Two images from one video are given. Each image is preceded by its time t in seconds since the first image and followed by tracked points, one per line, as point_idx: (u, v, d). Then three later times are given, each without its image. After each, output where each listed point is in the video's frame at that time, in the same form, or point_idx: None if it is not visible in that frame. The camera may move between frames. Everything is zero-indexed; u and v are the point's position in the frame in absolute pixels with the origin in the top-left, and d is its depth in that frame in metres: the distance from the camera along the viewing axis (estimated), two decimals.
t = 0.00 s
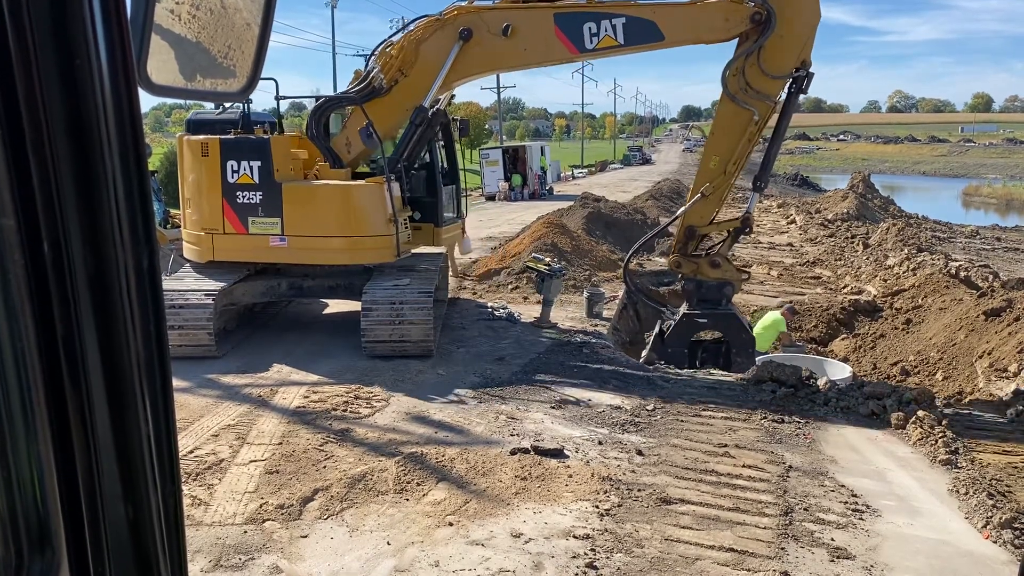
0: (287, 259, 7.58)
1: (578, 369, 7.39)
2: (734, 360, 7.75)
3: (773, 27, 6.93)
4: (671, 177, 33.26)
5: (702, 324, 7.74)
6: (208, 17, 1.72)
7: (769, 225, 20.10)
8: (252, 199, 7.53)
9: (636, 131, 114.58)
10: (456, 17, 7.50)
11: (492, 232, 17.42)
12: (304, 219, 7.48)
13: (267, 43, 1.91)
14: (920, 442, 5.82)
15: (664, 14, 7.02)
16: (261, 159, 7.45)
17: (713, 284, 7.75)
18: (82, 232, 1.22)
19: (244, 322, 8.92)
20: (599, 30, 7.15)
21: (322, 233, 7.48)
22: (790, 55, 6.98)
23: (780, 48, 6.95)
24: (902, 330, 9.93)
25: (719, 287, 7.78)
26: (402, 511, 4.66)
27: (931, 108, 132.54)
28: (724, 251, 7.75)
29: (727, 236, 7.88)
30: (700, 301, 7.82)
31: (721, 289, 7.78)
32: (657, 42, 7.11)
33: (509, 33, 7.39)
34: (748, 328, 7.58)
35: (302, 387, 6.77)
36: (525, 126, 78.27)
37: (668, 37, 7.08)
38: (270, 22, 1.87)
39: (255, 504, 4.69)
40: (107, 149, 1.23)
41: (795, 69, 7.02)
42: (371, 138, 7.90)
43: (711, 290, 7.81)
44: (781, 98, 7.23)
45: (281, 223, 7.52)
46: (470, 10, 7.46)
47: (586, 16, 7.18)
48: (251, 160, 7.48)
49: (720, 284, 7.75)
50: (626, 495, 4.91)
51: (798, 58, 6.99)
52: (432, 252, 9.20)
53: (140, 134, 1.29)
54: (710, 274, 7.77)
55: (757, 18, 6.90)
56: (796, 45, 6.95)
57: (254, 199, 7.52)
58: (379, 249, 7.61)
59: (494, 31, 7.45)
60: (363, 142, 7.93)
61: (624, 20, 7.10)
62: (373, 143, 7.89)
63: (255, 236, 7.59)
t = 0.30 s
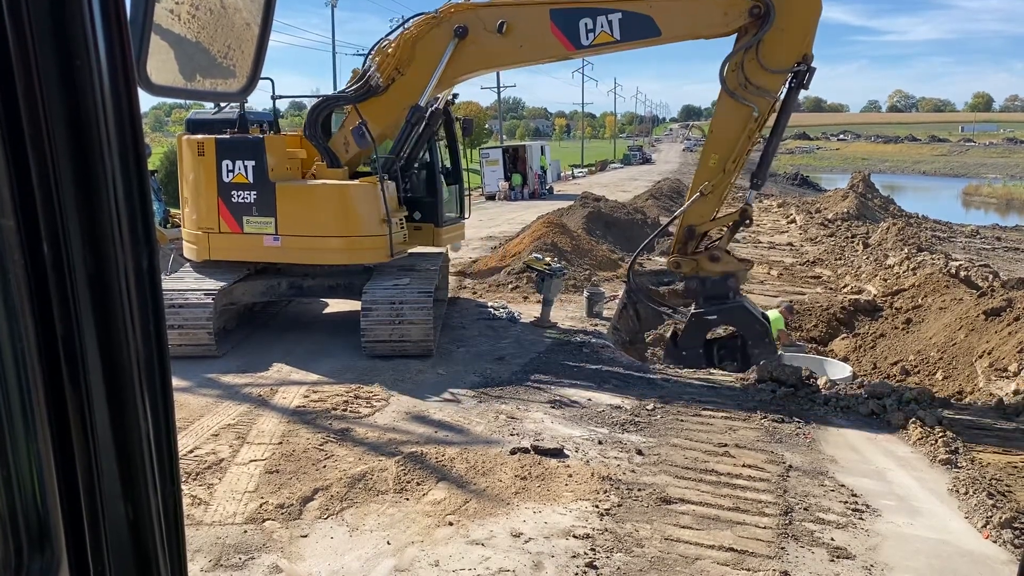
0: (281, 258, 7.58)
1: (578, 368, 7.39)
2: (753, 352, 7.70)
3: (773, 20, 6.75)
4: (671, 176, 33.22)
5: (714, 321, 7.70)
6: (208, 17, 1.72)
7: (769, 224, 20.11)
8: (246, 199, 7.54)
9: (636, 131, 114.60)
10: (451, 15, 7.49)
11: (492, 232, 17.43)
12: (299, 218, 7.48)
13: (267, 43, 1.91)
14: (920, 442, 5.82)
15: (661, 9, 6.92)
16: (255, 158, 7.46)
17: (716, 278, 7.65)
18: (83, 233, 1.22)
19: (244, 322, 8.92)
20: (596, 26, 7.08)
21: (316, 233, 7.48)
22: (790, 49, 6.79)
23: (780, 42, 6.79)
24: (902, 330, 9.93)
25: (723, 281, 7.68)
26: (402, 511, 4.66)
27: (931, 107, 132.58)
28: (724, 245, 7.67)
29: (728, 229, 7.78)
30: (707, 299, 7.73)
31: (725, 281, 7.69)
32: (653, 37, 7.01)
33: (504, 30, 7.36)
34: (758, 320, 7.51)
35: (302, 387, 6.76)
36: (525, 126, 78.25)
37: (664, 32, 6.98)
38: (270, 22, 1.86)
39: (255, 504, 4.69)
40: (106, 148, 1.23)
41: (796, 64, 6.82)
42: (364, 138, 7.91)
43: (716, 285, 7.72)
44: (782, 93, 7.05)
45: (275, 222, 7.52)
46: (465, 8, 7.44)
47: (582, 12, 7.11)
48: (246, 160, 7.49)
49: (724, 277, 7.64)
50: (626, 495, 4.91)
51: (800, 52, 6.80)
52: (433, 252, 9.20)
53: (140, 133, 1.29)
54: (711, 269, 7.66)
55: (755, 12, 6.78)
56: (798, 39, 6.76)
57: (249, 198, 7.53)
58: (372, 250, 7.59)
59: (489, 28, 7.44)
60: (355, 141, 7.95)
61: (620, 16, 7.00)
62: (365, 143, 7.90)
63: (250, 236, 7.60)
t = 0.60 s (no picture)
0: (279, 258, 7.59)
1: (578, 368, 7.39)
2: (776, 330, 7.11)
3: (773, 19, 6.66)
4: (672, 176, 33.27)
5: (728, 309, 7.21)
6: (209, 16, 1.72)
7: (769, 224, 20.13)
8: (245, 198, 7.54)
9: (636, 130, 114.60)
10: (449, 14, 7.50)
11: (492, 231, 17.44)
12: (297, 217, 7.47)
13: (267, 43, 1.91)
14: (920, 442, 5.82)
15: (660, 8, 6.90)
16: (254, 158, 7.46)
17: (719, 268, 7.25)
18: (85, 233, 1.23)
19: (244, 321, 8.92)
20: (595, 25, 7.07)
21: (314, 232, 7.48)
22: (791, 47, 6.70)
23: (781, 40, 6.70)
24: (903, 329, 9.94)
25: (727, 268, 7.27)
26: (403, 510, 4.66)
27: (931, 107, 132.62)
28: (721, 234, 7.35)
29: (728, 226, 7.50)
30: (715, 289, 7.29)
31: (728, 268, 7.27)
32: (651, 36, 6.99)
33: (503, 28, 7.37)
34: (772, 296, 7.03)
35: (303, 386, 6.76)
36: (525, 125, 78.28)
37: (663, 30, 6.95)
38: (271, 20, 1.86)
39: (255, 503, 4.69)
40: (107, 146, 1.22)
41: (796, 62, 6.71)
42: (361, 137, 7.92)
43: (721, 275, 7.30)
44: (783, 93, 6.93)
45: (274, 222, 7.52)
46: (464, 7, 7.45)
47: (582, 11, 7.10)
48: (245, 159, 7.49)
49: (727, 265, 7.24)
50: (626, 494, 4.91)
51: (800, 50, 6.69)
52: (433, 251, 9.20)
53: (142, 132, 1.29)
54: (712, 260, 7.29)
55: (755, 10, 6.74)
56: (798, 38, 6.67)
57: (247, 198, 7.53)
58: (371, 249, 7.58)
59: (488, 27, 7.44)
60: (353, 142, 7.97)
61: (619, 14, 6.98)
62: (362, 142, 7.93)
63: (248, 235, 7.60)
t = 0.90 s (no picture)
0: (279, 258, 7.59)
1: (578, 368, 7.39)
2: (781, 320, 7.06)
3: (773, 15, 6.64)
4: (673, 176, 33.28)
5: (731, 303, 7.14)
6: (209, 15, 1.72)
7: (770, 224, 20.14)
8: (245, 197, 7.54)
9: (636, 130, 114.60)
10: (448, 14, 7.50)
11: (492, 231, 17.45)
12: (296, 217, 7.48)
13: (268, 44, 1.91)
14: (920, 442, 5.82)
15: (659, 6, 6.89)
16: (254, 157, 7.46)
17: (718, 262, 7.22)
18: (86, 233, 1.23)
19: (244, 321, 8.93)
20: (594, 24, 7.06)
21: (314, 232, 7.48)
22: (790, 45, 6.69)
23: (780, 37, 6.69)
24: (903, 329, 9.95)
25: (726, 262, 7.23)
26: (403, 510, 4.66)
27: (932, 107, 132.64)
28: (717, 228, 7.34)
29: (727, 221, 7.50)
30: (717, 284, 7.25)
31: (727, 262, 7.25)
32: (651, 34, 6.98)
33: (502, 27, 7.36)
34: (773, 287, 6.96)
35: (303, 386, 6.77)
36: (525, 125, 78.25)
37: (663, 28, 6.95)
38: (272, 20, 1.87)
39: (256, 503, 4.70)
40: (107, 146, 1.23)
41: (796, 59, 6.71)
42: (360, 136, 7.92)
43: (721, 269, 7.27)
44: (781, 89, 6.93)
45: (273, 221, 7.53)
46: (464, 6, 7.45)
47: (581, 9, 7.09)
48: (245, 158, 7.49)
49: (726, 259, 7.20)
50: (627, 494, 4.91)
51: (800, 47, 6.68)
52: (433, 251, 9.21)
53: (142, 133, 1.30)
54: (709, 255, 7.26)
55: (754, 7, 6.71)
56: (798, 34, 6.65)
57: (247, 197, 7.53)
58: (371, 249, 7.58)
59: (487, 26, 7.43)
60: (353, 141, 7.98)
61: (618, 12, 6.97)
62: (361, 141, 7.93)
63: (248, 235, 7.61)
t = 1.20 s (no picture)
0: (279, 258, 7.60)
1: (579, 368, 7.39)
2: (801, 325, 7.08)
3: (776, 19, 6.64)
4: (673, 176, 33.26)
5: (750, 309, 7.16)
6: (212, 15, 1.72)
7: (770, 224, 20.13)
8: (245, 197, 7.55)
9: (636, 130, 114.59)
10: (450, 14, 7.50)
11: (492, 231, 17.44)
12: (296, 217, 7.48)
13: (268, 42, 1.91)
14: (920, 442, 5.82)
15: (661, 9, 6.90)
16: (254, 157, 7.46)
17: (733, 269, 7.22)
18: (88, 233, 1.23)
19: (244, 320, 8.93)
20: (596, 26, 7.07)
21: (314, 232, 7.48)
22: (795, 47, 6.68)
23: (784, 39, 6.69)
24: (903, 330, 9.94)
25: (742, 268, 7.24)
26: (403, 510, 4.66)
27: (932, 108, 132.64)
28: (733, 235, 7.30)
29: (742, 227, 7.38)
30: (734, 290, 7.26)
31: (743, 268, 7.24)
32: (654, 37, 6.98)
33: (504, 29, 7.36)
34: (792, 291, 6.97)
35: (303, 385, 6.77)
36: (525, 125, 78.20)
37: (666, 31, 6.95)
38: (273, 20, 1.87)
39: (256, 502, 4.70)
40: (109, 147, 1.23)
41: (802, 61, 6.68)
42: (361, 137, 7.91)
43: (737, 276, 7.27)
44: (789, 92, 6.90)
45: (273, 221, 7.53)
46: (466, 6, 7.45)
47: (583, 11, 7.10)
48: (245, 158, 7.49)
49: (741, 265, 7.19)
50: (627, 494, 4.91)
51: (806, 49, 6.66)
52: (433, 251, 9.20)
53: (144, 131, 1.30)
54: (723, 262, 7.26)
55: (755, 11, 6.71)
56: (803, 37, 6.65)
57: (248, 197, 7.54)
58: (371, 250, 7.57)
59: (489, 27, 7.43)
60: (353, 141, 7.97)
61: (620, 15, 6.98)
62: (362, 141, 7.91)
63: (248, 234, 7.61)
